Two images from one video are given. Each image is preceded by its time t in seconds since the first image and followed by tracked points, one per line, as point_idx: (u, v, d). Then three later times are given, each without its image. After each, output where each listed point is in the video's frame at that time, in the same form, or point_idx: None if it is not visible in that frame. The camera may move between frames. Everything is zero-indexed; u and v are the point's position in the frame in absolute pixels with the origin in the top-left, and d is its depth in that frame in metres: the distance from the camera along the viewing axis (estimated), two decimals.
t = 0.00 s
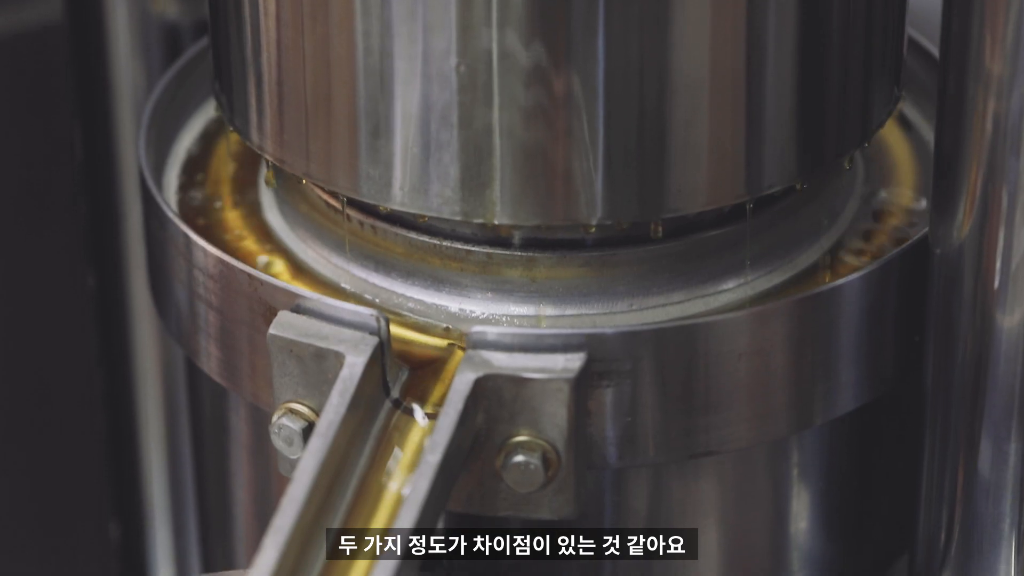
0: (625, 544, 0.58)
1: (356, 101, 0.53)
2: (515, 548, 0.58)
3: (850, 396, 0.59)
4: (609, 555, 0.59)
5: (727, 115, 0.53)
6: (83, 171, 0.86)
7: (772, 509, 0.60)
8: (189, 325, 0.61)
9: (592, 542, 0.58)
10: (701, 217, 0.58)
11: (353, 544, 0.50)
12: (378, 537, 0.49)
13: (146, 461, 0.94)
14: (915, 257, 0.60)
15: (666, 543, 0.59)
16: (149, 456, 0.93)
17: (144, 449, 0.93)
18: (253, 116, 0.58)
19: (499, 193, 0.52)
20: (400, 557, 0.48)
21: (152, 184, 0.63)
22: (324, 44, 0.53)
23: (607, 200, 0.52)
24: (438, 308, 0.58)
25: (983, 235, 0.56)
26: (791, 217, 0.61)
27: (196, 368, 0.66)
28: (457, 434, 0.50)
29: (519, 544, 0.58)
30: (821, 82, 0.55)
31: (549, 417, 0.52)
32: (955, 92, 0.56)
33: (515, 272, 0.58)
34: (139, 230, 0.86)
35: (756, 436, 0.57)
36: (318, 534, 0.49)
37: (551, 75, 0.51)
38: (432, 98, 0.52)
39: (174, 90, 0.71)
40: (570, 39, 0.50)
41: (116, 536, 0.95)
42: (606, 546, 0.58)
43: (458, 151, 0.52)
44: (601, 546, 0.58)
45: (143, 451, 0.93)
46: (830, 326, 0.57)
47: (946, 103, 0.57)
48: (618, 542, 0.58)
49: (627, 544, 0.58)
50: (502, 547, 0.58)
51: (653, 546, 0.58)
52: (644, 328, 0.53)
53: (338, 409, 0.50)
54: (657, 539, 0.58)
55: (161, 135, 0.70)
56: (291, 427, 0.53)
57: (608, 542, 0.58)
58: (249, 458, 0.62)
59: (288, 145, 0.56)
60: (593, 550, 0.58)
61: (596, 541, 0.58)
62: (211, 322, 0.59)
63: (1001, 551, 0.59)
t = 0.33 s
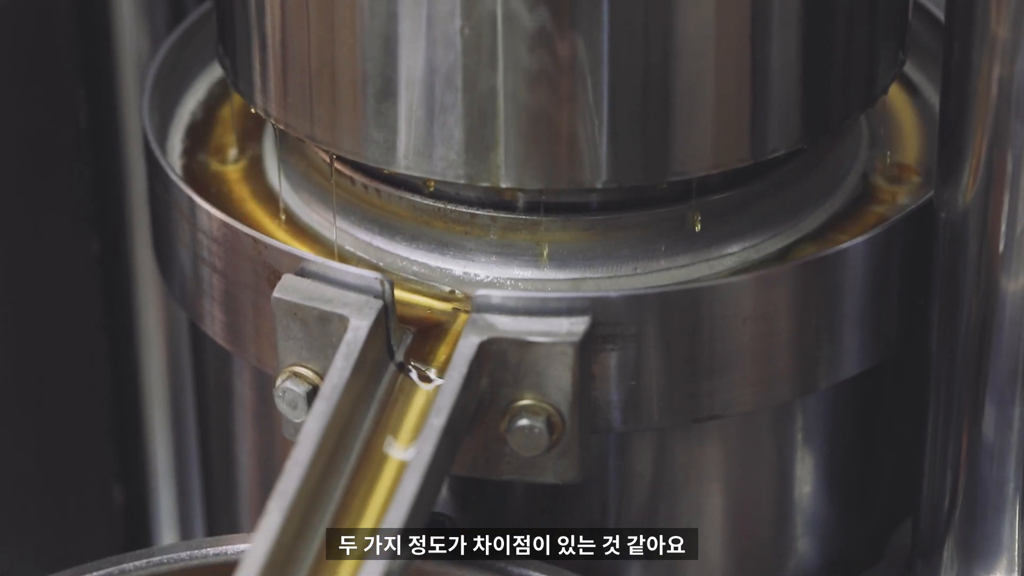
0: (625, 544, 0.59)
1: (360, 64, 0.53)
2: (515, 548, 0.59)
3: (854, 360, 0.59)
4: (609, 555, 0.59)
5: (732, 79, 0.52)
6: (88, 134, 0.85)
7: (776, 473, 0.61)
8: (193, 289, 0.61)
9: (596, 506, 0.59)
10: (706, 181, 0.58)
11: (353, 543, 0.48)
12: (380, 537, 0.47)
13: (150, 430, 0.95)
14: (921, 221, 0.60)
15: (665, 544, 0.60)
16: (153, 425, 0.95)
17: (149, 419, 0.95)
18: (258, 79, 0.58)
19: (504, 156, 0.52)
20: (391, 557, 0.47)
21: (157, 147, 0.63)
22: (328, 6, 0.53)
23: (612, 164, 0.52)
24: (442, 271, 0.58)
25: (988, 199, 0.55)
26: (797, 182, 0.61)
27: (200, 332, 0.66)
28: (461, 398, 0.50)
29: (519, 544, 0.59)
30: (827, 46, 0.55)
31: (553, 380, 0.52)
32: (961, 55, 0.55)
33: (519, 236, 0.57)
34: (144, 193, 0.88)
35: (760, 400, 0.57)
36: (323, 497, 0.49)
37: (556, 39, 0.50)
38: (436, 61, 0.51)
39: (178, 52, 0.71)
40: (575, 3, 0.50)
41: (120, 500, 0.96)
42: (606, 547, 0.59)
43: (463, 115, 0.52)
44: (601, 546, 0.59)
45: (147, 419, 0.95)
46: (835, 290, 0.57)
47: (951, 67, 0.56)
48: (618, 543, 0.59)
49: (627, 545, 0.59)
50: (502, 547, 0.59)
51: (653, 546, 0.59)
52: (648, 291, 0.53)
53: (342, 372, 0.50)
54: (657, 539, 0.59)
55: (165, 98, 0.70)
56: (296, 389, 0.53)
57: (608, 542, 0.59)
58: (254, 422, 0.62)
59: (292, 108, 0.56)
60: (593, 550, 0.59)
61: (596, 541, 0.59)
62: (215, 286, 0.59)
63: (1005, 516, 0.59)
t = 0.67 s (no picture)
0: (625, 544, 0.60)
1: (366, 31, 0.53)
2: (515, 548, 0.56)
3: (861, 327, 0.59)
4: (609, 555, 0.60)
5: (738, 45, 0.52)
6: (94, 100, 0.85)
7: (782, 440, 0.61)
8: (199, 255, 0.61)
9: (602, 472, 0.59)
10: (713, 146, 0.58)
11: (353, 543, 0.47)
12: (380, 538, 0.46)
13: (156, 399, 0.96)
14: (928, 187, 0.60)
15: (665, 544, 0.60)
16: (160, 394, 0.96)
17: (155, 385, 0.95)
18: (264, 46, 0.58)
19: (510, 122, 0.52)
20: (381, 557, 0.46)
21: (163, 113, 0.62)
22: None
23: (618, 130, 0.52)
24: (449, 238, 0.58)
25: (995, 165, 0.55)
26: (804, 148, 0.61)
27: (206, 299, 0.66)
28: (467, 364, 0.50)
29: (519, 544, 0.56)
30: (835, 12, 0.54)
31: (560, 346, 0.52)
32: (968, 21, 0.55)
33: (526, 203, 0.57)
34: (149, 158, 0.88)
35: (766, 367, 0.57)
36: (330, 460, 0.49)
37: (563, 4, 0.50)
38: (443, 27, 0.51)
39: (185, 17, 0.71)
40: None
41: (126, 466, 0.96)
42: (606, 546, 0.60)
43: (469, 81, 0.52)
44: (601, 545, 0.60)
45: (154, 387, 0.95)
46: (842, 256, 0.57)
47: (958, 34, 0.56)
48: (618, 542, 0.60)
49: (627, 545, 0.60)
50: (501, 547, 0.57)
51: (653, 546, 0.60)
52: (655, 257, 0.53)
53: (349, 338, 0.50)
54: (657, 539, 0.60)
55: (172, 64, 0.70)
56: (302, 355, 0.53)
57: (608, 541, 0.60)
58: (261, 389, 0.62)
59: (299, 74, 0.56)
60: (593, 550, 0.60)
61: (595, 540, 0.60)
62: (221, 252, 0.59)
63: (1011, 482, 0.59)
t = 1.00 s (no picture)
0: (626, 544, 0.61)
1: None
2: (515, 548, 0.57)
3: (870, 294, 0.59)
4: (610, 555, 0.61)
5: (749, 11, 0.52)
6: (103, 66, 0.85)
7: (791, 407, 0.61)
8: (209, 220, 0.61)
9: (611, 439, 0.59)
10: (722, 113, 0.58)
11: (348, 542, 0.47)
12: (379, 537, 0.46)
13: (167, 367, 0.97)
14: (938, 154, 0.59)
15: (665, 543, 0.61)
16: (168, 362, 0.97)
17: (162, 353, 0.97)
18: (273, 12, 0.58)
19: (519, 89, 0.52)
20: (378, 557, 0.45)
21: (172, 78, 0.62)
22: None
23: (628, 96, 0.52)
24: (459, 205, 0.58)
25: (1006, 132, 0.55)
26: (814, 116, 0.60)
27: (215, 265, 0.66)
28: (477, 331, 0.50)
29: (519, 544, 0.57)
30: None
31: (569, 313, 0.52)
32: None
33: (536, 169, 0.57)
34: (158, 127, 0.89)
35: (776, 334, 0.57)
36: (339, 426, 0.49)
37: None
38: None
39: None
40: None
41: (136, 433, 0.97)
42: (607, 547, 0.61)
43: (479, 47, 0.51)
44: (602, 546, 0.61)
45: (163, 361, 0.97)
46: (852, 223, 0.57)
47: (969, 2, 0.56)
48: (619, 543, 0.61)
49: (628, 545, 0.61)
50: (502, 547, 0.57)
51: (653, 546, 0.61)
52: (664, 223, 0.53)
53: (358, 305, 0.50)
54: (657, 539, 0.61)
55: (181, 30, 0.70)
56: (311, 322, 0.53)
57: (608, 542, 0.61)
58: (270, 356, 0.62)
59: (308, 40, 0.56)
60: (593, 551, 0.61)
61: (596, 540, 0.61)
62: (231, 218, 0.59)
63: (1021, 450, 0.59)
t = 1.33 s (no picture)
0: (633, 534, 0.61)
1: None
2: (523, 523, 0.58)
3: (881, 266, 0.59)
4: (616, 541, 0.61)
5: None
6: (116, 36, 0.85)
7: (802, 379, 0.61)
8: (221, 191, 0.61)
9: (622, 411, 0.59)
10: (734, 86, 0.58)
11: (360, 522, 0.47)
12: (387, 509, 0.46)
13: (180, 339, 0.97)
14: (949, 127, 0.59)
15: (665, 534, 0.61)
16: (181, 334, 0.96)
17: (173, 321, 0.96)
18: None
19: (532, 61, 0.52)
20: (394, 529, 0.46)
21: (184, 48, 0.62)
22: None
23: (640, 68, 0.52)
24: (471, 176, 0.58)
25: (1017, 104, 0.56)
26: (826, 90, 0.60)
27: (227, 235, 0.67)
28: (489, 302, 0.50)
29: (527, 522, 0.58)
30: None
31: (581, 285, 0.52)
32: None
33: (547, 141, 0.57)
34: (171, 94, 0.88)
35: (787, 306, 0.57)
36: (352, 398, 0.49)
37: None
38: None
39: None
40: None
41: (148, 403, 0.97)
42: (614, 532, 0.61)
43: (492, 19, 0.51)
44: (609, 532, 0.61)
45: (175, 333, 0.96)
46: (864, 196, 0.57)
47: None
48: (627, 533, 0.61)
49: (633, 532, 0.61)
50: (509, 521, 0.58)
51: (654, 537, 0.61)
52: (676, 196, 0.53)
53: (371, 275, 0.50)
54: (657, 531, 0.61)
55: None
56: (324, 292, 0.53)
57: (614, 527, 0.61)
58: (282, 325, 0.63)
59: (320, 10, 0.56)
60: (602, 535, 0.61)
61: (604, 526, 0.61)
62: (243, 188, 0.59)
63: None
